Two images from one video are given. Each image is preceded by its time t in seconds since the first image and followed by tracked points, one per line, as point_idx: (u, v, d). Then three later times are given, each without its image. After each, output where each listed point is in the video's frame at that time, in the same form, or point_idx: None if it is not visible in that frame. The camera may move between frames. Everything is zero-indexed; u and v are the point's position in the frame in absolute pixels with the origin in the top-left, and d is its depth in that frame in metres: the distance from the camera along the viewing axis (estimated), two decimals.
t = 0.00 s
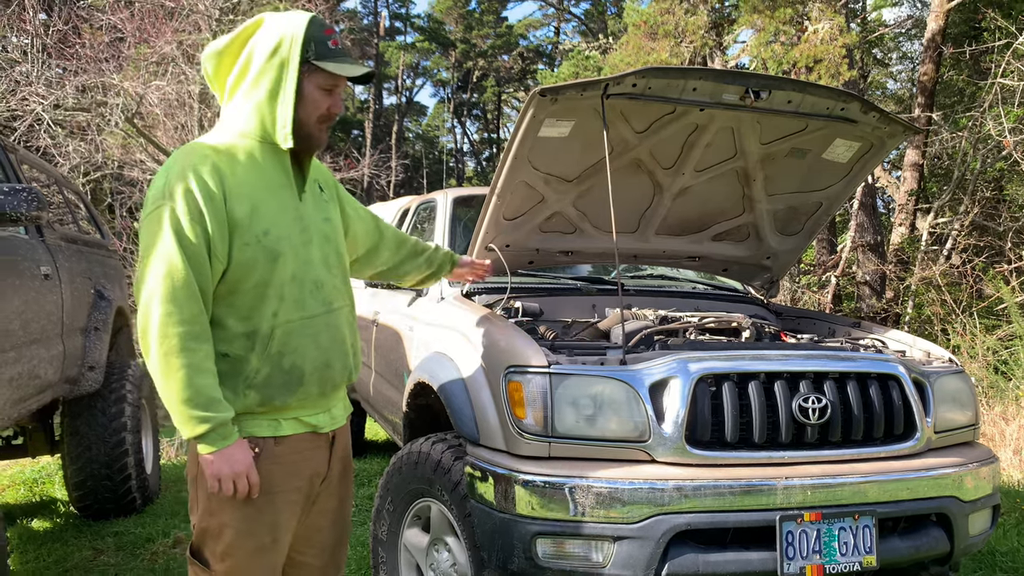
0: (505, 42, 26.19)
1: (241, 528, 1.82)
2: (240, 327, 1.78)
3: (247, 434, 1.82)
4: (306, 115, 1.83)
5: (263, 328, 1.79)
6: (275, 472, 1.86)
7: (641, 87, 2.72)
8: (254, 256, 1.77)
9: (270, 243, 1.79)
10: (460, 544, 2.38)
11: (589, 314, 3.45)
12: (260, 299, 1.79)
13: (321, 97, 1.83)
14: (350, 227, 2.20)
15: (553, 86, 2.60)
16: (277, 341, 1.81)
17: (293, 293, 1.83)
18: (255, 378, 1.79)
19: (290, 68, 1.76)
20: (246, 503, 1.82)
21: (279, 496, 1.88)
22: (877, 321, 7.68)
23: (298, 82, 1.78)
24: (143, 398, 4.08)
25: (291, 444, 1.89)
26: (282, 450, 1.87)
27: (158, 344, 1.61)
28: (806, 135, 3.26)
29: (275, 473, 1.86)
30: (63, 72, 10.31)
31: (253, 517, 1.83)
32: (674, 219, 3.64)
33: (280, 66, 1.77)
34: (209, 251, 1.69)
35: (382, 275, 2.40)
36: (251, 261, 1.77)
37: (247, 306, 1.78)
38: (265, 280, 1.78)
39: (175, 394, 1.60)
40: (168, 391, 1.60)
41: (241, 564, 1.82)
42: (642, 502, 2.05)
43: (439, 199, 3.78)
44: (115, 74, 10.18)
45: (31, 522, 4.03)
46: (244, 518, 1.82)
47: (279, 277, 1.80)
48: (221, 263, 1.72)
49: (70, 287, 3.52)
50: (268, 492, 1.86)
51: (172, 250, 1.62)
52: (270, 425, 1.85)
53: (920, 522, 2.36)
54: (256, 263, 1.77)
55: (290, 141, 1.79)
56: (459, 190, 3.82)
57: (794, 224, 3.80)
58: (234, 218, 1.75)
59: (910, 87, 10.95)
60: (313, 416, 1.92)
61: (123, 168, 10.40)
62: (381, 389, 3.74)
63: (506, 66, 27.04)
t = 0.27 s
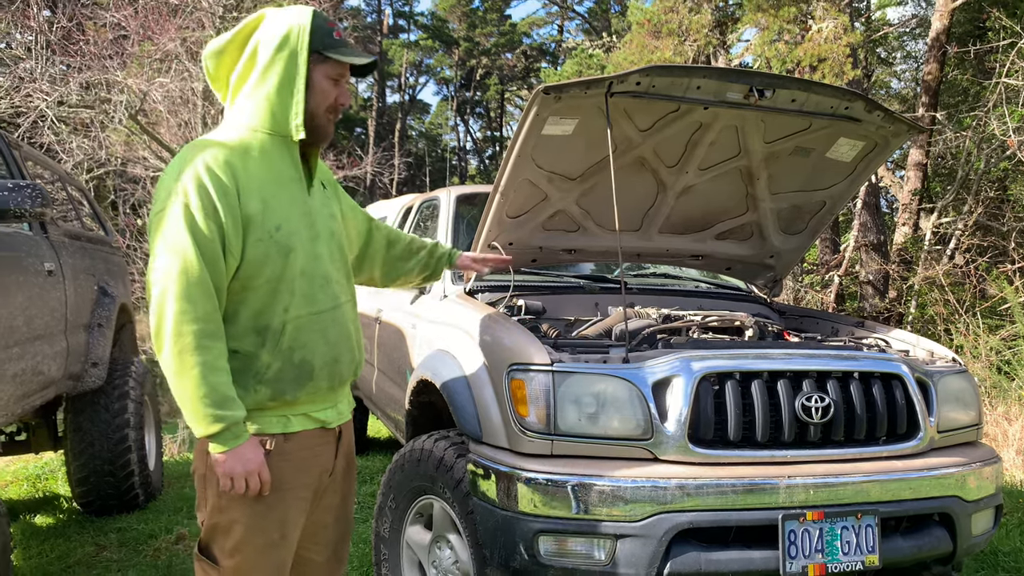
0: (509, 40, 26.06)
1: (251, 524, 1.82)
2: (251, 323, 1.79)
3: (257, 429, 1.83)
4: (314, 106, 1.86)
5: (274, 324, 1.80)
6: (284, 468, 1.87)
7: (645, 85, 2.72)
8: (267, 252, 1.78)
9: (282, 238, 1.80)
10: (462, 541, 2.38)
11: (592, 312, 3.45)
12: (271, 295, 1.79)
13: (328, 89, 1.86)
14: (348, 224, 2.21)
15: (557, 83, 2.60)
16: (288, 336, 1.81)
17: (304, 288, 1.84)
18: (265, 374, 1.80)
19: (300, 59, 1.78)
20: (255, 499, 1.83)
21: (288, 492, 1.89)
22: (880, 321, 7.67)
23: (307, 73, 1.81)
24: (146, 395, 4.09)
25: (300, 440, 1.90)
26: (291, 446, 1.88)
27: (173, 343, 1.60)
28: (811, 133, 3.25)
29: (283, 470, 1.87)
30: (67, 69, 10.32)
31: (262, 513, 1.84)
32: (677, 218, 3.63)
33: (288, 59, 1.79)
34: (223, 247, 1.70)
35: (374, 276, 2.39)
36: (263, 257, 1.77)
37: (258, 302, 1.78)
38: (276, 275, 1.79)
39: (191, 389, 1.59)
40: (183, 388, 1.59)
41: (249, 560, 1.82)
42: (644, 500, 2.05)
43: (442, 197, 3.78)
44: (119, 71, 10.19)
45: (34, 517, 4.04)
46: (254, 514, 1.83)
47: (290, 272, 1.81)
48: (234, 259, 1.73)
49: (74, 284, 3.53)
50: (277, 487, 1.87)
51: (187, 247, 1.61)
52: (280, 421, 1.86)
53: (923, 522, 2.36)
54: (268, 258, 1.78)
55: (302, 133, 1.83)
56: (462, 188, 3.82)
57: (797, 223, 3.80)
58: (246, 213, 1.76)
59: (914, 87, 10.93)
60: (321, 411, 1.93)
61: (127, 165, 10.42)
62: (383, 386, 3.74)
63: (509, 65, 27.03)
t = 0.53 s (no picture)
0: (512, 39, 25.91)
1: (262, 522, 1.83)
2: (260, 321, 1.79)
3: (267, 427, 1.84)
4: (322, 106, 1.88)
5: (284, 322, 1.80)
6: (294, 465, 1.88)
7: (649, 84, 2.71)
8: (277, 249, 1.78)
9: (291, 235, 1.81)
10: (465, 539, 2.38)
11: (595, 311, 3.45)
12: (281, 292, 1.80)
13: (336, 91, 1.87)
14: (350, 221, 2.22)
15: (561, 82, 2.60)
16: (298, 334, 1.82)
17: (312, 285, 1.84)
18: (276, 371, 1.80)
19: (309, 60, 1.79)
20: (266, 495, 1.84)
21: (297, 489, 1.89)
22: (883, 321, 7.66)
23: (316, 74, 1.82)
24: (148, 392, 4.10)
25: (308, 436, 1.90)
26: (300, 442, 1.89)
27: (186, 342, 1.59)
28: (815, 133, 3.25)
29: (293, 466, 1.88)
30: (71, 66, 10.33)
31: (272, 511, 1.85)
32: (680, 217, 3.63)
33: (297, 58, 1.79)
34: (234, 245, 1.70)
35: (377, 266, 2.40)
36: (273, 254, 1.78)
37: (268, 300, 1.79)
38: (286, 273, 1.80)
39: (205, 386, 1.59)
40: (196, 387, 1.59)
41: (260, 557, 1.83)
42: (647, 500, 2.05)
43: (445, 196, 3.78)
44: (123, 68, 10.20)
45: (38, 514, 4.05)
46: (264, 511, 1.83)
47: (300, 270, 1.82)
48: (244, 257, 1.73)
49: (77, 281, 3.54)
50: (287, 485, 1.87)
51: (200, 244, 1.61)
52: (290, 419, 1.87)
53: (926, 522, 2.36)
54: (278, 256, 1.78)
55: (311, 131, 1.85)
56: (466, 186, 3.82)
57: (801, 223, 3.80)
58: (255, 212, 1.76)
59: (919, 86, 10.91)
60: (329, 408, 1.94)
61: (130, 162, 10.44)
62: (386, 385, 3.75)
63: (512, 63, 27.01)
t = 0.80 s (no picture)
0: (514, 38, 25.89)
1: (265, 521, 1.83)
2: (263, 319, 1.79)
3: (270, 425, 1.84)
4: (321, 103, 1.88)
5: (287, 320, 1.81)
6: (298, 463, 1.88)
7: (651, 83, 2.71)
8: (279, 248, 1.78)
9: (293, 234, 1.81)
10: (466, 538, 2.38)
11: (596, 310, 3.45)
12: (284, 291, 1.80)
13: (333, 87, 1.87)
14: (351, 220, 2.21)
15: (562, 81, 2.60)
16: (300, 332, 1.82)
17: (315, 283, 1.84)
18: (279, 369, 1.81)
19: (307, 57, 1.79)
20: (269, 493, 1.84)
21: (301, 487, 1.89)
22: (885, 321, 7.65)
23: (314, 70, 1.82)
24: (150, 390, 4.10)
25: (312, 435, 1.91)
26: (304, 441, 1.89)
27: (189, 341, 1.59)
28: (817, 132, 3.24)
29: (297, 464, 1.88)
30: (73, 65, 10.33)
31: (276, 509, 1.85)
32: (682, 217, 3.63)
33: (295, 56, 1.79)
34: (236, 244, 1.70)
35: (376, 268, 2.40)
36: (276, 252, 1.78)
37: (270, 299, 1.79)
38: (289, 272, 1.80)
39: (207, 385, 1.59)
40: (199, 386, 1.59)
41: (263, 555, 1.83)
42: (648, 499, 2.05)
43: (446, 194, 3.78)
44: (125, 67, 10.20)
45: (39, 512, 4.05)
46: (267, 510, 1.83)
47: (302, 268, 1.81)
48: (246, 256, 1.73)
49: (79, 280, 3.54)
50: (291, 483, 1.87)
51: (202, 243, 1.61)
52: (294, 417, 1.87)
53: (927, 522, 2.35)
54: (281, 254, 1.78)
55: (311, 129, 1.86)
56: (467, 185, 3.82)
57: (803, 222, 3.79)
58: (257, 211, 1.76)
59: (921, 86, 10.89)
60: (332, 406, 1.94)
61: (132, 161, 10.44)
62: (387, 384, 3.75)
63: (514, 62, 27.00)
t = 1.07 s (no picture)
0: (515, 39, 25.94)
1: (266, 520, 1.83)
2: (264, 318, 1.79)
3: (271, 425, 1.84)
4: (322, 103, 1.88)
5: (288, 320, 1.81)
6: (299, 462, 1.88)
7: (652, 83, 2.71)
8: (279, 247, 1.78)
9: (294, 233, 1.81)
10: (466, 539, 2.38)
11: (597, 310, 3.45)
12: (284, 291, 1.80)
13: (334, 88, 1.87)
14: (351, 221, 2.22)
15: (562, 81, 2.60)
16: (301, 331, 1.82)
17: (316, 283, 1.84)
18: (279, 368, 1.81)
19: (308, 57, 1.79)
20: (270, 493, 1.84)
21: (302, 487, 1.90)
22: (886, 321, 7.65)
23: (316, 70, 1.82)
24: (151, 391, 4.10)
25: (312, 435, 1.90)
26: (304, 440, 1.89)
27: (189, 340, 1.59)
28: (818, 132, 3.24)
29: (298, 464, 1.88)
30: (74, 66, 10.34)
31: (277, 508, 1.85)
32: (683, 216, 3.63)
33: (296, 56, 1.79)
34: (235, 244, 1.70)
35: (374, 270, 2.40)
36: (276, 252, 1.78)
37: (270, 298, 1.79)
38: (289, 271, 1.80)
39: (205, 382, 1.59)
40: (197, 384, 1.59)
41: (264, 555, 1.83)
42: (648, 499, 2.05)
43: (447, 195, 3.78)
44: (126, 67, 10.20)
45: (40, 512, 4.06)
46: (269, 509, 1.83)
47: (303, 267, 1.82)
48: (245, 254, 1.73)
49: (80, 280, 3.54)
50: (291, 483, 1.87)
51: (201, 241, 1.61)
52: (294, 417, 1.87)
53: (928, 522, 2.35)
54: (281, 254, 1.79)
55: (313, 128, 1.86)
56: (468, 185, 3.82)
57: (803, 222, 3.79)
58: (258, 210, 1.76)
59: (922, 86, 10.89)
60: (333, 407, 1.94)
61: (133, 161, 10.44)
62: (388, 384, 3.74)
63: (515, 63, 27.01)
